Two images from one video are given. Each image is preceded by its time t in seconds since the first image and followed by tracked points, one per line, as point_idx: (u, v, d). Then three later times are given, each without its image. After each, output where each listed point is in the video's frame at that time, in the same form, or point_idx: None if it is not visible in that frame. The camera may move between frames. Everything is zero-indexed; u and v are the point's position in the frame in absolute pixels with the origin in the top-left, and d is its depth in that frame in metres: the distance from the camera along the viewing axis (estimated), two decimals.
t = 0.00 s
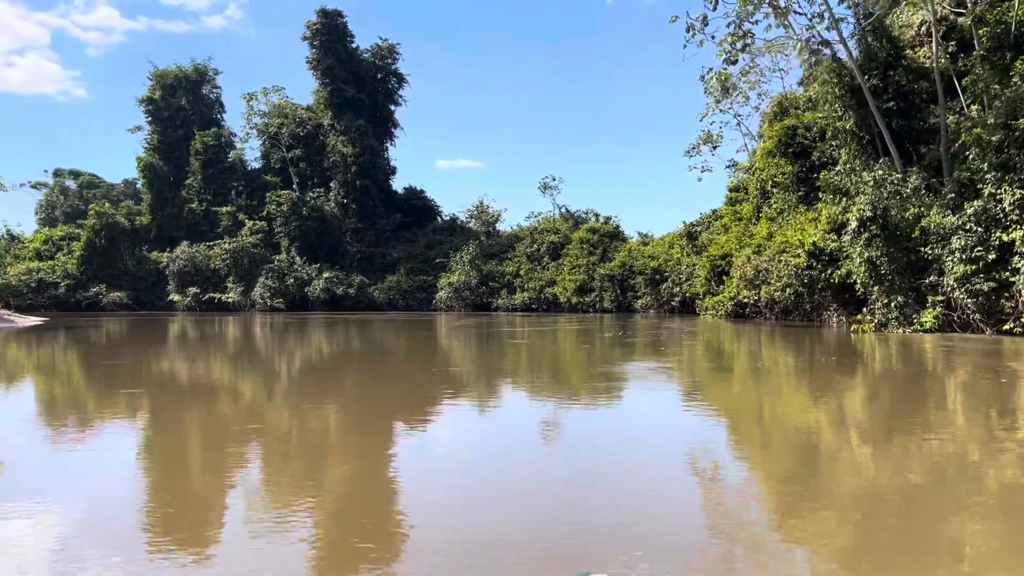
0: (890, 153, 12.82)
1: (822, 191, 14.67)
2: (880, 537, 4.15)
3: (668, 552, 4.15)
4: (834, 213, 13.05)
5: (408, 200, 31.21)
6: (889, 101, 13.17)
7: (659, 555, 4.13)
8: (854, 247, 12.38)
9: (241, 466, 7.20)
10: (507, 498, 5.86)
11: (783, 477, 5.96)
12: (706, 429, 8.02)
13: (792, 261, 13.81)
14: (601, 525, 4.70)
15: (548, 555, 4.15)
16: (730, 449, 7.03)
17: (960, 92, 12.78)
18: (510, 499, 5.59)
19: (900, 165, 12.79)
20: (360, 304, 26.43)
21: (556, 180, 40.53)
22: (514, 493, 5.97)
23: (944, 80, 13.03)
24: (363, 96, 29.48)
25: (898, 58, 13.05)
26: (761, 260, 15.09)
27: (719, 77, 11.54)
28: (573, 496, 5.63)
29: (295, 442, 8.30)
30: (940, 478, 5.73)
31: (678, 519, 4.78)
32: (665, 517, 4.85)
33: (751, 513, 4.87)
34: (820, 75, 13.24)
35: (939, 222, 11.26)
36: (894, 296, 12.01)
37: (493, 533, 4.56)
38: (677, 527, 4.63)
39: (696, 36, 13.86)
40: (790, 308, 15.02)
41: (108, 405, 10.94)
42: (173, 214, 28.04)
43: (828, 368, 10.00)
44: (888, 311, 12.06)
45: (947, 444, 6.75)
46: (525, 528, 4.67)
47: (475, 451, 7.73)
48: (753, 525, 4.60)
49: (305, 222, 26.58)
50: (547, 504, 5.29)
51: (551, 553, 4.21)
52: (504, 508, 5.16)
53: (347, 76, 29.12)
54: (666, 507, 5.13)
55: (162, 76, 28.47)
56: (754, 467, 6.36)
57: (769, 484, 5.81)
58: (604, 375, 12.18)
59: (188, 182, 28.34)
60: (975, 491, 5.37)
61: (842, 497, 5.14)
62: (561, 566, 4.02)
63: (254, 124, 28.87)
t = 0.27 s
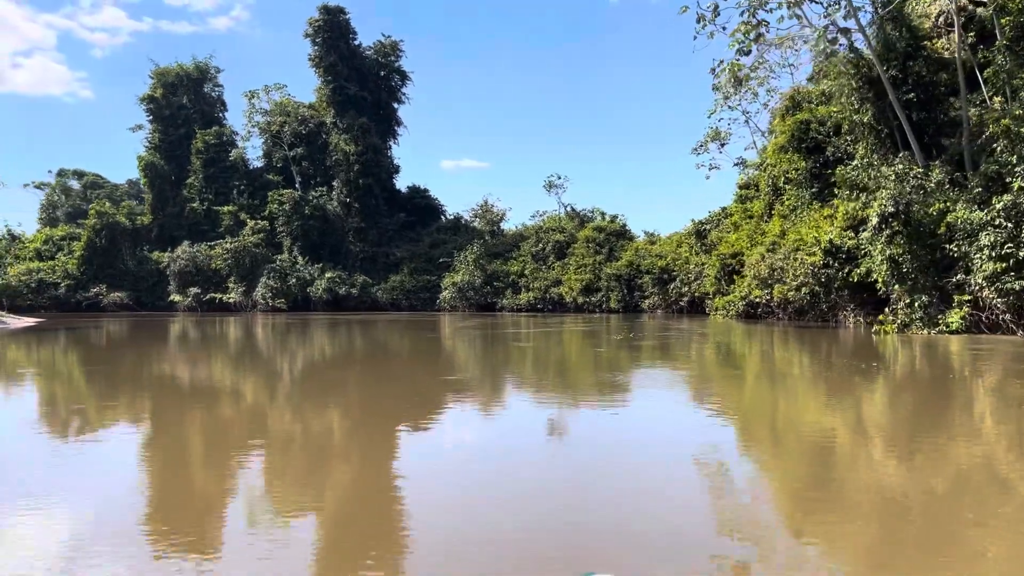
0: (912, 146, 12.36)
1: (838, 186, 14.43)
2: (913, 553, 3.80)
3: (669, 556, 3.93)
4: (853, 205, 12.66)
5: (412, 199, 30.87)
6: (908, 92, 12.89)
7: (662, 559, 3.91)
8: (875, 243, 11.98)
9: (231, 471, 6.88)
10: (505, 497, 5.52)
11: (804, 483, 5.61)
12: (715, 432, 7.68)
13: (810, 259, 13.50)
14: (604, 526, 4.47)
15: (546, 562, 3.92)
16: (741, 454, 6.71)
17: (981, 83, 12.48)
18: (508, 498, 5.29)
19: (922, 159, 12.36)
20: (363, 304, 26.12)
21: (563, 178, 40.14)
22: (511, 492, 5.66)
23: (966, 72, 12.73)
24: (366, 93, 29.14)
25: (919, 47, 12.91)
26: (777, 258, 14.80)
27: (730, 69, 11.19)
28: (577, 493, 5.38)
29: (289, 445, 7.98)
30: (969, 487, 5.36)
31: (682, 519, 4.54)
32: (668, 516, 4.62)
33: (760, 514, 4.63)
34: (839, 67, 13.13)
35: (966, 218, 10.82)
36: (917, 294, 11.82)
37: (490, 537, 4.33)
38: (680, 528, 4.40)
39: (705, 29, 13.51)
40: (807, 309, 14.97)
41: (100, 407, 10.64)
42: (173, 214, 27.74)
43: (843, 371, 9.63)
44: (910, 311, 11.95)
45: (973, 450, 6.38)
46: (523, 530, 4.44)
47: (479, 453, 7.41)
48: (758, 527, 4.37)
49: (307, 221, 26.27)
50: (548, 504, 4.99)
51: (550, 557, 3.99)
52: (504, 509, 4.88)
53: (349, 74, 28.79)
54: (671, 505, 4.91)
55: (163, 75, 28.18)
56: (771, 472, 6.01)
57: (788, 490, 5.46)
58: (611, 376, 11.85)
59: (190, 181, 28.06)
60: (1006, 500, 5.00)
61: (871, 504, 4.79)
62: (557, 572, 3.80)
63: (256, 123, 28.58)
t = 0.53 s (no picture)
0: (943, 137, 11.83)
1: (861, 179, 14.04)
2: None
3: (674, 555, 3.70)
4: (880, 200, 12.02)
5: (417, 198, 30.44)
6: (938, 81, 12.42)
7: (669, 559, 3.70)
8: (906, 238, 11.46)
9: (217, 479, 6.48)
10: (503, 499, 5.11)
11: (830, 492, 5.17)
12: (727, 435, 7.27)
13: (834, 257, 13.09)
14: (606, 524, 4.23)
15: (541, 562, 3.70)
16: (756, 459, 6.28)
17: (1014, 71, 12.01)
18: (507, 499, 5.02)
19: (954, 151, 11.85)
20: (368, 304, 25.74)
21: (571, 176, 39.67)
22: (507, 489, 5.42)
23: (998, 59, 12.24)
24: (370, 90, 28.72)
25: (948, 32, 12.43)
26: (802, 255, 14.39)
27: (748, 57, 10.74)
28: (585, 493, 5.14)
29: (282, 450, 7.59)
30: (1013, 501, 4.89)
31: (689, 518, 4.30)
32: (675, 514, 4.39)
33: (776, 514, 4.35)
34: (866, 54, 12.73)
35: (1006, 210, 10.24)
36: (955, 292, 11.28)
37: (487, 537, 4.09)
38: (686, 526, 4.16)
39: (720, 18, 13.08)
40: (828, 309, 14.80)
41: (92, 410, 10.27)
42: (176, 213, 27.42)
43: (865, 377, 9.18)
44: (950, 312, 11.47)
45: (1013, 461, 5.91)
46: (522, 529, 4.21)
47: (482, 458, 6.95)
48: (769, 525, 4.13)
49: (311, 220, 25.89)
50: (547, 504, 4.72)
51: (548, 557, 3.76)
52: (503, 509, 4.61)
53: (353, 70, 28.41)
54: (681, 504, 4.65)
55: (165, 72, 27.83)
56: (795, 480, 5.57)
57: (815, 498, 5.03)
58: (621, 377, 11.43)
59: (192, 180, 27.72)
60: None
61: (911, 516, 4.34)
62: (554, 573, 3.58)
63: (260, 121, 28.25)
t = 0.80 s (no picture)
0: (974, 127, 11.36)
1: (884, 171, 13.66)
2: None
3: (674, 555, 3.84)
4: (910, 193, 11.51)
5: (424, 196, 30.07)
6: (966, 69, 11.95)
7: (668, 556, 3.87)
8: (937, 231, 10.83)
9: (203, 489, 6.09)
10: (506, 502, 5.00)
11: (865, 508, 4.74)
12: (742, 442, 6.85)
13: (858, 254, 12.67)
14: (608, 525, 4.39)
15: (540, 561, 3.86)
16: (772, 468, 5.85)
17: None
18: (517, 501, 5.15)
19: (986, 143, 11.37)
20: (373, 304, 25.38)
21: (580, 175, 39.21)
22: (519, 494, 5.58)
23: None
24: (376, 86, 28.38)
25: (977, 17, 11.96)
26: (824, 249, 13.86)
27: (765, 45, 10.31)
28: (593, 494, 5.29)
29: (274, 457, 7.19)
30: None
31: (689, 518, 4.45)
32: (675, 515, 4.54)
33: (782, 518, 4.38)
34: (891, 42, 12.29)
35: None
36: (992, 291, 10.90)
37: (490, 536, 4.26)
38: (684, 526, 4.32)
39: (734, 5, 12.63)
40: (852, 310, 14.67)
41: (83, 411, 9.91)
42: (180, 211, 27.13)
43: (889, 380, 8.75)
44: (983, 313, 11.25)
45: None
46: (526, 530, 4.38)
47: (486, 468, 6.51)
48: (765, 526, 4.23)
49: (316, 218, 25.55)
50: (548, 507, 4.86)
51: (550, 557, 3.93)
52: (510, 510, 4.77)
53: (359, 66, 28.08)
54: (684, 504, 4.79)
55: (169, 69, 27.53)
56: (825, 492, 5.14)
57: (850, 511, 4.61)
58: (632, 379, 11.01)
59: (196, 178, 27.42)
60: None
61: (961, 541, 3.91)
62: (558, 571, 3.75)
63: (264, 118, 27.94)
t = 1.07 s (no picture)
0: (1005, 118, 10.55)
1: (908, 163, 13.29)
2: None
3: (676, 537, 4.07)
4: (941, 184, 11.03)
5: (431, 193, 29.74)
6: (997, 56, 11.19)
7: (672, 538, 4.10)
8: (970, 229, 10.08)
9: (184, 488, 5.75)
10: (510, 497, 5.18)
11: (894, 514, 4.32)
12: (752, 445, 6.53)
13: (885, 249, 12.25)
14: (612, 523, 4.40)
15: (540, 560, 3.87)
16: (787, 471, 5.48)
17: None
18: (522, 496, 5.18)
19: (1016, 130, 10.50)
20: (379, 303, 25.08)
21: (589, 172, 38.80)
22: (528, 481, 5.60)
23: None
24: (382, 82, 28.06)
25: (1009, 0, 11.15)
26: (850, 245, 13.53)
27: (782, 33, 9.91)
28: (598, 485, 5.31)
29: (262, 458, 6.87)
30: None
31: (692, 517, 4.44)
32: (681, 513, 4.54)
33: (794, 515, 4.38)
34: (916, 29, 11.76)
35: None
36: None
37: (492, 536, 4.27)
38: (684, 514, 4.54)
39: None
40: (875, 309, 14.45)
41: (76, 412, 9.62)
42: (186, 210, 26.90)
43: (913, 382, 8.38)
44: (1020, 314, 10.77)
45: None
46: (528, 528, 4.41)
47: (489, 470, 6.09)
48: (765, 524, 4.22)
49: (322, 216, 25.24)
50: (550, 505, 4.89)
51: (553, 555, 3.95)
52: (513, 509, 4.79)
53: (365, 62, 27.78)
54: (690, 502, 4.79)
55: (174, 66, 27.28)
56: (853, 497, 4.74)
57: (887, 522, 4.19)
58: (644, 379, 10.65)
59: (201, 176, 27.18)
60: None
61: (1014, 568, 3.48)
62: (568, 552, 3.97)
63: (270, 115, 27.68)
